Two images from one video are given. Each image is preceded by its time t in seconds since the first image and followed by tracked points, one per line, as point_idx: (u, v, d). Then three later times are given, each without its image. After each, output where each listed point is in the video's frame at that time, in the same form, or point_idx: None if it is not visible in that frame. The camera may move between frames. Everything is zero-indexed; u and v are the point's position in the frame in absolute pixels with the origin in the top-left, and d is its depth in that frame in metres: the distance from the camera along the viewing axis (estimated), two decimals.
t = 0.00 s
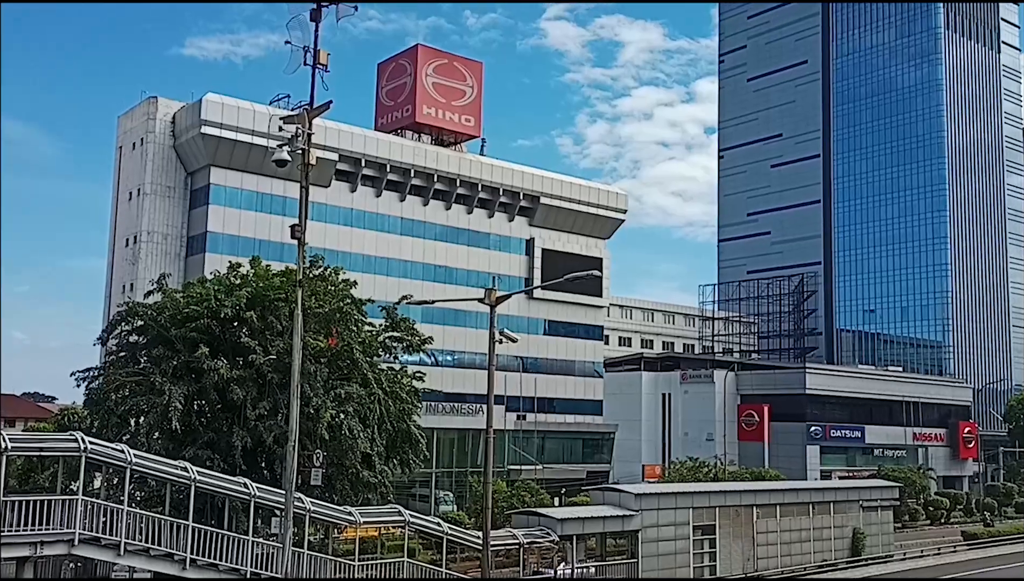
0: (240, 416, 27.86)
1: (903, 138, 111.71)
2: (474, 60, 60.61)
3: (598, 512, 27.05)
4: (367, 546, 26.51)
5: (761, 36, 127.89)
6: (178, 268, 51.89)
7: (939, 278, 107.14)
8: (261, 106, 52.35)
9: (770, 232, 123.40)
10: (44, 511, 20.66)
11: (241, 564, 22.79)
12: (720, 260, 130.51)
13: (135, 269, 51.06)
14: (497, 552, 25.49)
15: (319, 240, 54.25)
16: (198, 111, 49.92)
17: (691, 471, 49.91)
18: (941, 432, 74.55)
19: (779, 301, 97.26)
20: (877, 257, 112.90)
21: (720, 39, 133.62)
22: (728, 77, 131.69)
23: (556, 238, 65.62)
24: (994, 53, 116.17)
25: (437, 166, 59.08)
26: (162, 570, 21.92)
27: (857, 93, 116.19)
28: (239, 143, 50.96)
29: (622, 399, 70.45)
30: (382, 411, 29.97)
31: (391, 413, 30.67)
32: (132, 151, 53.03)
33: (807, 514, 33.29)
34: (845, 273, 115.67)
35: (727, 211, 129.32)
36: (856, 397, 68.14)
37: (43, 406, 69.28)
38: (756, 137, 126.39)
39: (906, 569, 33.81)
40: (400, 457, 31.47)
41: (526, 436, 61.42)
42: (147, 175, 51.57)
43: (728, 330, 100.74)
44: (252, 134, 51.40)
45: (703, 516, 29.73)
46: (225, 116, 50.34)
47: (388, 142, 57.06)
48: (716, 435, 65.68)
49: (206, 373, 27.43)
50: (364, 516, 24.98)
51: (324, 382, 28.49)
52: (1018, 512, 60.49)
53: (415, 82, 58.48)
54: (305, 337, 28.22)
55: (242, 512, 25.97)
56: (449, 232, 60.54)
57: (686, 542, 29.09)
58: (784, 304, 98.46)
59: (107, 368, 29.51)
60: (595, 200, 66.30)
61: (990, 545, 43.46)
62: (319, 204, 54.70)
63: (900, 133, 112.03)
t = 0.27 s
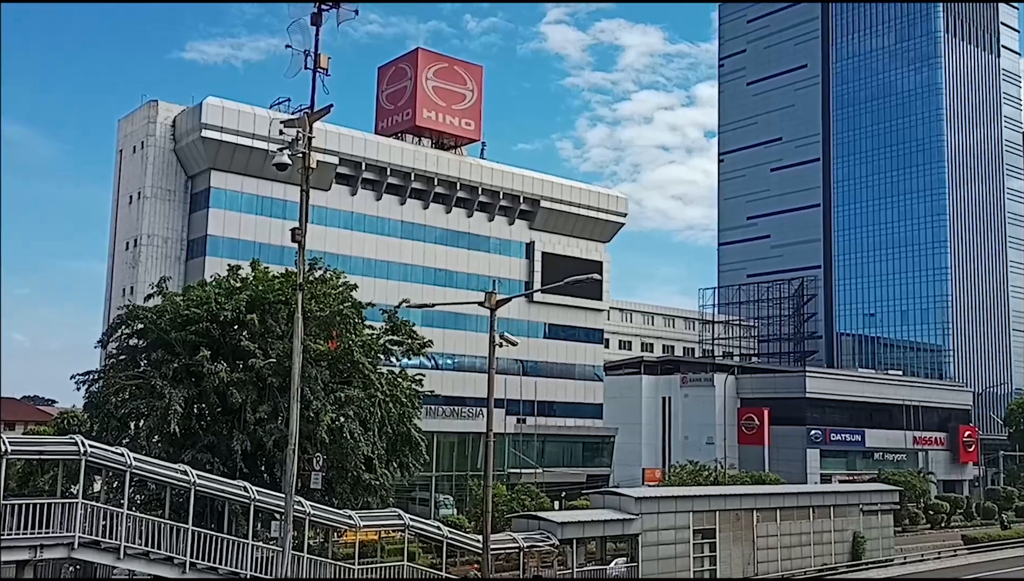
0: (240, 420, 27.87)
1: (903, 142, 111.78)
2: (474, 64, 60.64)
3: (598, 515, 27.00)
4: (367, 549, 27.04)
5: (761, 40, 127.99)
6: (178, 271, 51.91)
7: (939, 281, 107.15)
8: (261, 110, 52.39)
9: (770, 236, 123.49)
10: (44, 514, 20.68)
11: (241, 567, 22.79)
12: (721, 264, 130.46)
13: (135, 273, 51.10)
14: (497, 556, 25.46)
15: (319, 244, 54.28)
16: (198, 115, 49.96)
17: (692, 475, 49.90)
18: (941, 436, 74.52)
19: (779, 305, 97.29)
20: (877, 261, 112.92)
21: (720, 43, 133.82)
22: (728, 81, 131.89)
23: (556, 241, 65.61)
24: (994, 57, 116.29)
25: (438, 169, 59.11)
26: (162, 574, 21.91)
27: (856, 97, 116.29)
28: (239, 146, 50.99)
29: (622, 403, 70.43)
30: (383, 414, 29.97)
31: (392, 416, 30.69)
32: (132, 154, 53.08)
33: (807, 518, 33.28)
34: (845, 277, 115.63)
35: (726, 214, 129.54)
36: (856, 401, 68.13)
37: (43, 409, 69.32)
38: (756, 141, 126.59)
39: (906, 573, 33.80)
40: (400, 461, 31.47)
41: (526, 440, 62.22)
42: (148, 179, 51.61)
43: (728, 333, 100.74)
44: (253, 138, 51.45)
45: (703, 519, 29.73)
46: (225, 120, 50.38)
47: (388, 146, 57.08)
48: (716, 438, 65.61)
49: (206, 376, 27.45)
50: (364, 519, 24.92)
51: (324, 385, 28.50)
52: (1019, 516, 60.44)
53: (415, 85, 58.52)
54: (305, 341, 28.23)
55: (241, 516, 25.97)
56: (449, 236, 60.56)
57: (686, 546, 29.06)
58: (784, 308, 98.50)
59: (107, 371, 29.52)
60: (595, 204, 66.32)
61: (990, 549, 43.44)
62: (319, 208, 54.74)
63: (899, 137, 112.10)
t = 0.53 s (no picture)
0: (240, 423, 27.87)
1: (903, 146, 111.82)
2: (475, 67, 60.67)
3: (598, 518, 27.04)
4: (367, 552, 26.88)
5: (761, 43, 128.08)
6: (178, 274, 51.92)
7: (939, 285, 107.17)
8: (262, 113, 52.44)
9: (770, 239, 123.55)
10: (43, 517, 20.65)
11: (241, 570, 22.79)
12: (721, 267, 130.50)
13: (135, 276, 51.11)
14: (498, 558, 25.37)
15: (319, 247, 54.30)
16: (198, 118, 50.00)
17: (692, 478, 49.90)
18: (941, 439, 74.48)
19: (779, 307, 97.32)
20: (877, 264, 112.95)
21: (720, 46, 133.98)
22: (728, 84, 132.07)
23: (556, 245, 65.64)
24: (993, 60, 116.35)
25: (438, 172, 59.15)
26: (162, 577, 21.91)
27: (856, 100, 116.35)
28: (239, 149, 51.02)
29: (622, 406, 70.60)
30: (383, 416, 29.96)
31: (393, 419, 30.70)
32: (132, 157, 53.14)
33: (807, 521, 33.25)
34: (845, 280, 115.57)
35: (726, 217, 129.67)
36: (857, 404, 68.09)
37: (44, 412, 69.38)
38: (757, 144, 126.76)
39: (906, 577, 33.80)
40: (400, 464, 31.49)
41: (526, 442, 61.37)
42: (148, 182, 51.66)
43: (728, 336, 100.73)
44: (253, 141, 51.49)
45: (703, 522, 29.72)
46: (225, 123, 50.43)
47: (389, 149, 57.11)
48: (716, 441, 65.53)
49: (206, 379, 27.47)
50: (364, 523, 24.93)
51: (325, 388, 28.54)
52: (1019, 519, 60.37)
53: (415, 88, 58.56)
54: (306, 344, 28.25)
55: (241, 519, 26.01)
56: (450, 239, 60.57)
57: (686, 549, 29.04)
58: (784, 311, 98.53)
59: (107, 373, 29.55)
60: (595, 207, 66.37)
61: (991, 552, 43.42)
62: (320, 211, 54.78)
63: (899, 140, 112.15)
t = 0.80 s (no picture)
0: (241, 426, 27.86)
1: (904, 148, 111.85)
2: (476, 69, 60.74)
3: (599, 521, 27.04)
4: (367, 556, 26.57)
5: (762, 46, 127.95)
6: (180, 277, 51.94)
7: (941, 287, 107.14)
8: (263, 115, 52.48)
9: (771, 241, 123.20)
10: (43, 519, 20.67)
11: (241, 573, 22.82)
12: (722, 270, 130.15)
13: (137, 278, 51.13)
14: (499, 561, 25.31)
15: (320, 249, 54.32)
16: (199, 120, 50.06)
17: (693, 482, 49.85)
18: (943, 442, 74.43)
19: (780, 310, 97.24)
20: (878, 266, 112.87)
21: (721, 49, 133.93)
22: (729, 87, 132.04)
23: (558, 247, 65.65)
24: (994, 63, 116.44)
25: (439, 175, 59.17)
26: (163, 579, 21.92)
27: (857, 103, 116.45)
28: (241, 152, 51.06)
29: (623, 407, 70.15)
30: (385, 419, 29.95)
31: (394, 421, 30.68)
32: (134, 160, 53.19)
33: (809, 524, 33.22)
34: (847, 283, 115.03)
35: (727, 220, 129.38)
36: (858, 407, 68.06)
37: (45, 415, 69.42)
38: (758, 147, 126.57)
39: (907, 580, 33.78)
40: (402, 466, 31.49)
41: (527, 446, 61.68)
42: (149, 184, 51.72)
43: (729, 339, 100.65)
44: (254, 144, 51.52)
45: (705, 525, 29.71)
46: (227, 126, 50.47)
47: (390, 151, 57.13)
48: (717, 444, 65.59)
49: (206, 382, 27.46)
50: (365, 525, 24.90)
51: (326, 390, 28.53)
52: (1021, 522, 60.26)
53: (417, 91, 58.62)
54: (307, 346, 28.25)
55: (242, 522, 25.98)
56: (451, 241, 60.58)
57: (687, 552, 29.04)
58: (785, 314, 98.43)
59: (108, 376, 29.56)
60: (596, 209, 66.37)
61: (992, 555, 43.38)
62: (321, 213, 54.79)
63: (900, 143, 112.21)
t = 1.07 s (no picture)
0: (243, 427, 27.89)
1: (907, 149, 111.80)
2: (478, 71, 60.80)
3: (600, 522, 27.04)
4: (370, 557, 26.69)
5: (765, 47, 127.81)
6: (182, 278, 51.99)
7: (943, 289, 107.08)
8: (265, 117, 52.53)
9: (773, 242, 123.25)
10: (46, 520, 20.66)
11: (244, 574, 22.81)
12: (724, 271, 129.85)
13: (139, 279, 51.18)
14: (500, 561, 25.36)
15: (322, 250, 54.36)
16: (202, 122, 50.12)
17: (695, 483, 49.84)
18: (945, 443, 74.34)
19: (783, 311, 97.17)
20: (880, 267, 112.79)
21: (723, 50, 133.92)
22: (731, 88, 132.05)
23: (560, 248, 65.65)
24: (998, 64, 116.28)
25: (441, 176, 59.20)
26: None
27: (859, 104, 116.48)
28: (243, 153, 51.10)
29: (626, 409, 69.69)
30: (387, 419, 29.97)
31: (396, 421, 30.72)
32: (136, 161, 53.28)
33: (811, 525, 33.18)
34: (849, 284, 115.08)
35: (729, 221, 129.35)
36: (860, 408, 68.00)
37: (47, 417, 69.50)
38: (760, 148, 126.56)
39: None
40: (405, 467, 31.53)
41: (529, 446, 61.86)
42: (152, 186, 51.78)
43: (731, 340, 100.57)
44: (257, 145, 51.56)
45: (707, 527, 29.68)
46: (229, 127, 50.52)
47: (392, 153, 57.17)
48: (719, 446, 65.40)
49: (208, 383, 27.48)
50: (367, 526, 24.91)
51: (329, 391, 28.58)
52: None
53: (419, 92, 58.67)
54: (308, 348, 28.28)
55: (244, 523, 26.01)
56: (453, 243, 60.59)
57: (689, 553, 29.04)
58: (787, 315, 98.32)
59: (110, 377, 29.61)
60: (599, 210, 66.37)
61: (995, 557, 43.31)
62: (323, 215, 54.82)
63: (903, 144, 112.16)
